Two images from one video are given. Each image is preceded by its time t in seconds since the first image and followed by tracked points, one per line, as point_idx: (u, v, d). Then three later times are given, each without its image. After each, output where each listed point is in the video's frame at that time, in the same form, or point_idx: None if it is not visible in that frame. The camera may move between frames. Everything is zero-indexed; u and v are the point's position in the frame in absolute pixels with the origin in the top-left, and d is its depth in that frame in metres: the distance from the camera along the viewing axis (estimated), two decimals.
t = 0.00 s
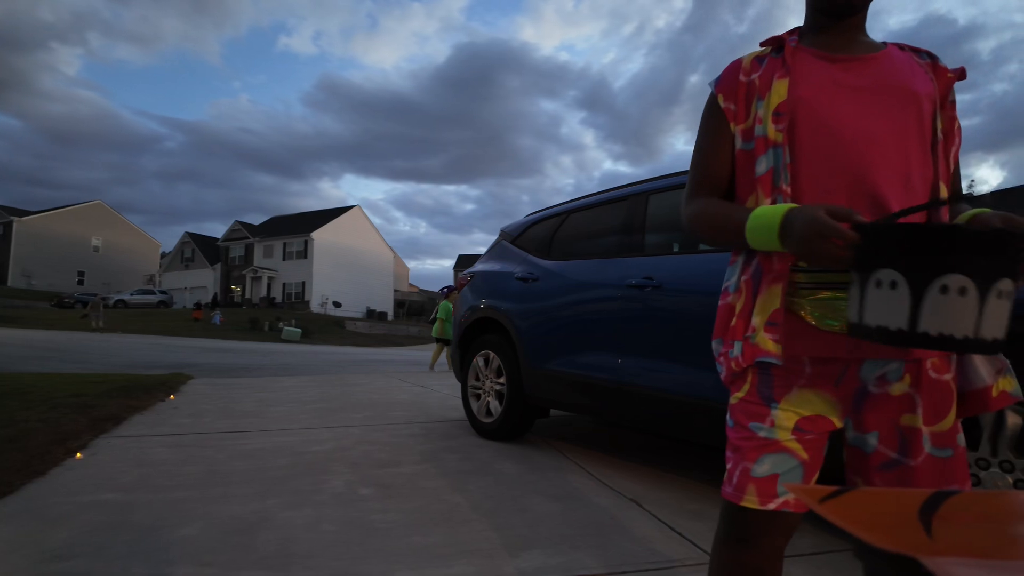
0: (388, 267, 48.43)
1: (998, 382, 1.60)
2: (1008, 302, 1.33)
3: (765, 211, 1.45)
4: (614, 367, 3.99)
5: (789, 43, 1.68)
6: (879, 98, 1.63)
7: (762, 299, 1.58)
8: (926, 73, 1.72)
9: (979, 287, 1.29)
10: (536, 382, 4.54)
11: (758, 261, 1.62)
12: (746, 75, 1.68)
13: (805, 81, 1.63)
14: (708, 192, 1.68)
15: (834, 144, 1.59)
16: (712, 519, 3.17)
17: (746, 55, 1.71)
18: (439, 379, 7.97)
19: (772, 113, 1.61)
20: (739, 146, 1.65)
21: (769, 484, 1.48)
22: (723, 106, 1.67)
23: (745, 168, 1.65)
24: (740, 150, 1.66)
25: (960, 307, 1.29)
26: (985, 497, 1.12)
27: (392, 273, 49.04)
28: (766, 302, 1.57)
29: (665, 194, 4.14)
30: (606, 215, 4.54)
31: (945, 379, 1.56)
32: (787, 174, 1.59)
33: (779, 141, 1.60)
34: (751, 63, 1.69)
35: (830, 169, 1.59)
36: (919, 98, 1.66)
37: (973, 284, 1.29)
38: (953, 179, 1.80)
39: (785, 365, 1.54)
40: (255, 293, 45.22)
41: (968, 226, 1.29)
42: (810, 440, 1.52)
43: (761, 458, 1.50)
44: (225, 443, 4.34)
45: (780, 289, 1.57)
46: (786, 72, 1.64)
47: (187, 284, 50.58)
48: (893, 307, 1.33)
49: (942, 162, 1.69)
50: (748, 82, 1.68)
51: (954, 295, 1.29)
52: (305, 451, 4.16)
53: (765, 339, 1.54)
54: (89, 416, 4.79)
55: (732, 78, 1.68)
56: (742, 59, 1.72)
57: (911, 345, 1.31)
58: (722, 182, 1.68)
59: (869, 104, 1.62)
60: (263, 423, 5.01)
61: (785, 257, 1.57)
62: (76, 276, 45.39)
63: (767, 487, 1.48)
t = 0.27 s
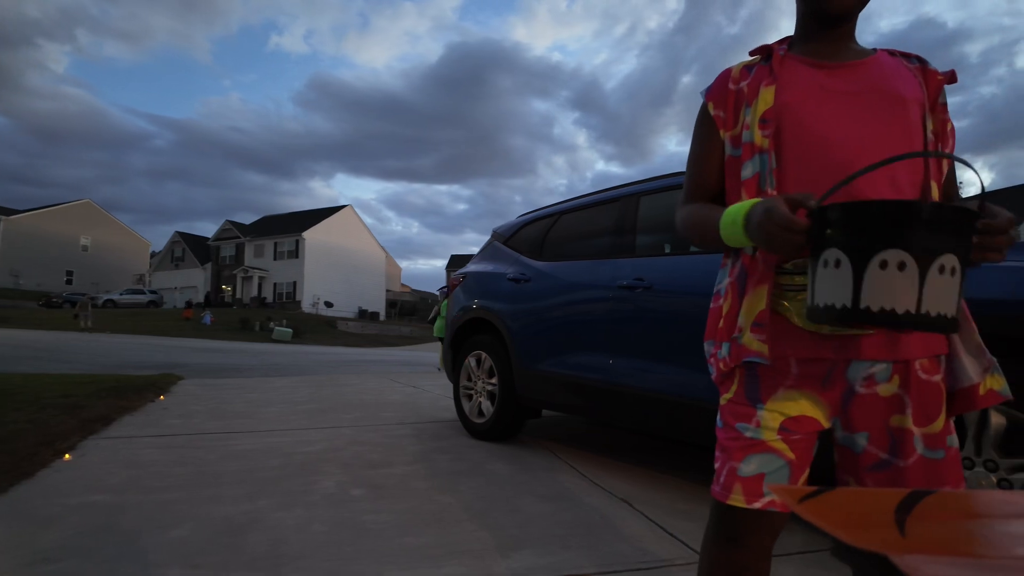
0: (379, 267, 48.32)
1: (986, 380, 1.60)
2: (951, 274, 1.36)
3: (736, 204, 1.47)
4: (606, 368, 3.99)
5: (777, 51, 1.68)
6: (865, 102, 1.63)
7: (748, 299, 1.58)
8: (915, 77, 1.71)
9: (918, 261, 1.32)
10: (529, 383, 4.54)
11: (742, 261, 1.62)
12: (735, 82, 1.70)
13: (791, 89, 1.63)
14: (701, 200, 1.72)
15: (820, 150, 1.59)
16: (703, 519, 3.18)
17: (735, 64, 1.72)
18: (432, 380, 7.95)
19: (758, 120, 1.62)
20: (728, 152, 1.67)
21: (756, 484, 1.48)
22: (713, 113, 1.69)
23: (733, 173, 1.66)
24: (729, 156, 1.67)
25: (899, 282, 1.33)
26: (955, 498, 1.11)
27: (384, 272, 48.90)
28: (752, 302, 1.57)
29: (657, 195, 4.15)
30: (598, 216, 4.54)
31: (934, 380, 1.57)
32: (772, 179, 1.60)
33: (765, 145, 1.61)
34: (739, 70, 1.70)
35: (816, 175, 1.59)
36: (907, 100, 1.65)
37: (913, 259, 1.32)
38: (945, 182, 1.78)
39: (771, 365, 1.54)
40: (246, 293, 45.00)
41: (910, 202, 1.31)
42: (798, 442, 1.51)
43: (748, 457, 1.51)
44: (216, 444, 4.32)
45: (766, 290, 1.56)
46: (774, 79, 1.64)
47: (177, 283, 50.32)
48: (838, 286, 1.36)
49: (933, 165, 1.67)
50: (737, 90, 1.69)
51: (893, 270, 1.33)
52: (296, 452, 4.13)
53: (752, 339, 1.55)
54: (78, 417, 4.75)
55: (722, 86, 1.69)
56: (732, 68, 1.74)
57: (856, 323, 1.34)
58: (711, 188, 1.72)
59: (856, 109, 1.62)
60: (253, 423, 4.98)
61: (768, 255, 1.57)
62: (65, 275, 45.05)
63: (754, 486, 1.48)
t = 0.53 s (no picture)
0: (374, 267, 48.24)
1: (980, 379, 1.58)
2: (932, 270, 1.35)
3: (728, 204, 1.48)
4: (600, 368, 3.99)
5: (768, 54, 1.68)
6: (855, 104, 1.63)
7: (743, 300, 1.58)
8: (906, 77, 1.70)
9: (897, 257, 1.32)
10: (523, 383, 4.53)
11: (735, 263, 1.62)
12: (726, 86, 1.69)
13: (781, 93, 1.63)
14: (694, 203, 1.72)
15: (810, 154, 1.59)
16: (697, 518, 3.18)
17: (726, 68, 1.72)
18: (427, 380, 7.94)
19: (748, 124, 1.62)
20: (719, 155, 1.67)
21: (749, 483, 1.48)
22: (704, 117, 1.69)
23: (725, 177, 1.66)
24: (721, 159, 1.67)
25: (879, 279, 1.33)
26: (942, 497, 1.10)
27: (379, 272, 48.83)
28: (746, 303, 1.57)
29: (650, 196, 4.15)
30: (592, 217, 4.54)
31: (931, 380, 1.56)
32: (762, 181, 1.60)
33: (755, 149, 1.60)
34: (730, 75, 1.70)
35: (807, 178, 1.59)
36: (897, 102, 1.65)
37: (892, 256, 1.33)
38: (941, 180, 1.77)
39: (765, 366, 1.54)
40: (240, 293, 44.87)
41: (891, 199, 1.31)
42: (791, 442, 1.51)
43: (741, 457, 1.51)
44: (209, 444, 4.30)
45: (761, 291, 1.56)
46: (764, 83, 1.64)
47: (171, 283, 50.15)
48: (820, 282, 1.37)
49: (928, 163, 1.66)
50: (728, 94, 1.69)
51: (872, 267, 1.33)
52: (290, 453, 4.12)
53: (746, 340, 1.55)
54: (70, 417, 4.73)
55: (713, 90, 1.70)
56: (724, 72, 1.74)
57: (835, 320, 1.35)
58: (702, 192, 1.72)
59: (846, 111, 1.62)
60: (247, 424, 4.97)
61: (761, 256, 1.57)
62: (58, 275, 44.85)
63: (746, 485, 1.48)
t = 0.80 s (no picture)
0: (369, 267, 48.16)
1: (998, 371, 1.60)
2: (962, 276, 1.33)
3: (748, 206, 1.48)
4: (598, 367, 3.98)
5: (775, 49, 1.67)
6: (865, 100, 1.62)
7: (753, 298, 1.58)
8: (914, 70, 1.70)
9: (929, 265, 1.30)
10: (521, 382, 4.52)
11: (748, 261, 1.61)
12: (735, 81, 1.68)
13: (791, 88, 1.63)
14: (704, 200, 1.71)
15: (821, 149, 1.59)
16: (696, 517, 3.17)
17: (734, 63, 1.71)
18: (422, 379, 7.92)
19: (760, 119, 1.61)
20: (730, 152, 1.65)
21: (758, 482, 1.48)
22: (713, 114, 1.67)
23: (736, 173, 1.65)
24: (732, 156, 1.66)
25: (911, 288, 1.31)
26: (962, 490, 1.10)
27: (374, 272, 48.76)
28: (758, 301, 1.57)
29: (648, 195, 4.15)
30: (590, 215, 4.53)
31: (944, 377, 1.56)
32: (776, 177, 1.58)
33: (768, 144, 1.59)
34: (739, 70, 1.69)
35: (817, 173, 1.59)
36: (907, 96, 1.65)
37: (923, 263, 1.30)
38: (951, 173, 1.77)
39: (777, 365, 1.53)
40: (233, 293, 44.71)
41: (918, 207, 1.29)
42: (802, 442, 1.51)
43: (750, 455, 1.51)
44: (205, 444, 4.27)
45: (774, 290, 1.56)
46: (774, 77, 1.63)
47: (164, 283, 49.93)
48: (848, 292, 1.35)
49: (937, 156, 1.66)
50: (737, 89, 1.68)
51: (903, 275, 1.31)
52: (286, 452, 4.10)
53: (758, 339, 1.55)
54: (64, 416, 4.69)
55: (722, 86, 1.68)
56: (731, 68, 1.73)
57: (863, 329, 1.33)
58: (712, 189, 1.70)
59: (856, 106, 1.62)
60: (243, 423, 4.94)
61: (774, 255, 1.56)
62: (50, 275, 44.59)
63: (756, 484, 1.49)
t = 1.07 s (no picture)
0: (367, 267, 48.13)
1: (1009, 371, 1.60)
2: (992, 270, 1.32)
3: (763, 203, 1.46)
4: (598, 366, 3.98)
5: (784, 45, 1.67)
6: (875, 95, 1.62)
7: (761, 297, 1.58)
8: (924, 65, 1.69)
9: (960, 259, 1.30)
10: (522, 381, 4.52)
11: (757, 259, 1.60)
12: (743, 78, 1.68)
13: (800, 83, 1.63)
14: (712, 198, 1.70)
15: (831, 145, 1.58)
16: (697, 515, 3.17)
17: (742, 59, 1.71)
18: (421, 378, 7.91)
19: (769, 115, 1.61)
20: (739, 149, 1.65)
21: (767, 482, 1.48)
22: (721, 110, 1.67)
23: (744, 171, 1.65)
24: (740, 153, 1.66)
25: (941, 281, 1.30)
26: (978, 485, 1.09)
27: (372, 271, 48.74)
28: (766, 301, 1.56)
29: (648, 193, 4.14)
30: (590, 213, 4.53)
31: (955, 376, 1.55)
32: (786, 175, 1.58)
33: (778, 142, 1.59)
34: (747, 66, 1.69)
35: (827, 169, 1.59)
36: (917, 91, 1.64)
37: (954, 256, 1.30)
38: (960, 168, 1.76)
39: (785, 364, 1.53)
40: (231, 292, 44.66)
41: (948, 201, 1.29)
42: (811, 442, 1.51)
43: (759, 455, 1.51)
44: (203, 442, 4.26)
45: (782, 289, 1.55)
46: (783, 73, 1.64)
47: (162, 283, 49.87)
48: (877, 286, 1.34)
49: (948, 151, 1.66)
50: (746, 85, 1.68)
51: (934, 269, 1.30)
52: (285, 450, 4.09)
53: (766, 338, 1.54)
54: (61, 415, 4.68)
55: (730, 83, 1.68)
56: (739, 63, 1.73)
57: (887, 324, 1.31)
58: (720, 186, 1.70)
59: (866, 101, 1.61)
60: (241, 422, 4.93)
61: (783, 253, 1.55)
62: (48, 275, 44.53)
63: (765, 484, 1.48)
